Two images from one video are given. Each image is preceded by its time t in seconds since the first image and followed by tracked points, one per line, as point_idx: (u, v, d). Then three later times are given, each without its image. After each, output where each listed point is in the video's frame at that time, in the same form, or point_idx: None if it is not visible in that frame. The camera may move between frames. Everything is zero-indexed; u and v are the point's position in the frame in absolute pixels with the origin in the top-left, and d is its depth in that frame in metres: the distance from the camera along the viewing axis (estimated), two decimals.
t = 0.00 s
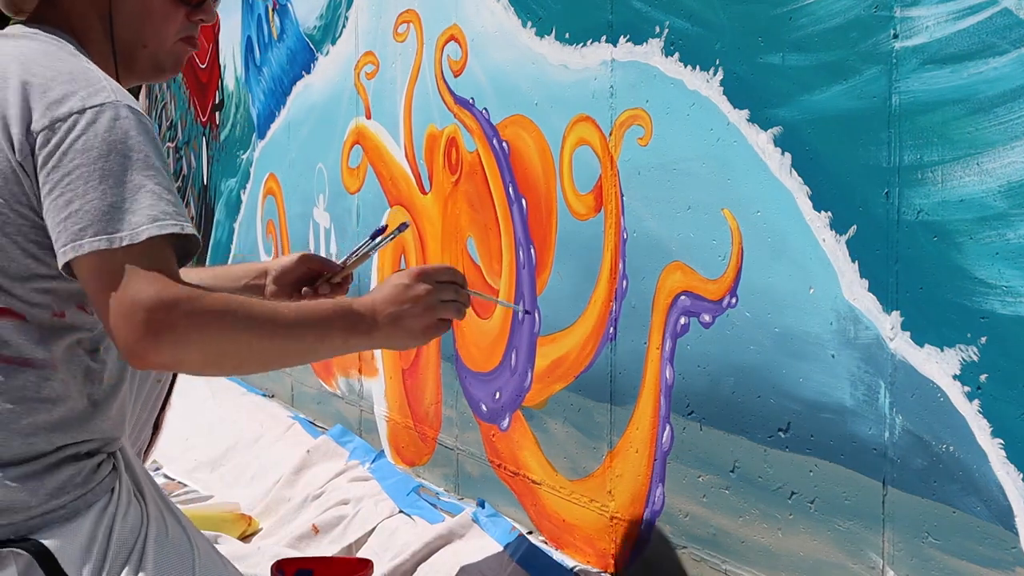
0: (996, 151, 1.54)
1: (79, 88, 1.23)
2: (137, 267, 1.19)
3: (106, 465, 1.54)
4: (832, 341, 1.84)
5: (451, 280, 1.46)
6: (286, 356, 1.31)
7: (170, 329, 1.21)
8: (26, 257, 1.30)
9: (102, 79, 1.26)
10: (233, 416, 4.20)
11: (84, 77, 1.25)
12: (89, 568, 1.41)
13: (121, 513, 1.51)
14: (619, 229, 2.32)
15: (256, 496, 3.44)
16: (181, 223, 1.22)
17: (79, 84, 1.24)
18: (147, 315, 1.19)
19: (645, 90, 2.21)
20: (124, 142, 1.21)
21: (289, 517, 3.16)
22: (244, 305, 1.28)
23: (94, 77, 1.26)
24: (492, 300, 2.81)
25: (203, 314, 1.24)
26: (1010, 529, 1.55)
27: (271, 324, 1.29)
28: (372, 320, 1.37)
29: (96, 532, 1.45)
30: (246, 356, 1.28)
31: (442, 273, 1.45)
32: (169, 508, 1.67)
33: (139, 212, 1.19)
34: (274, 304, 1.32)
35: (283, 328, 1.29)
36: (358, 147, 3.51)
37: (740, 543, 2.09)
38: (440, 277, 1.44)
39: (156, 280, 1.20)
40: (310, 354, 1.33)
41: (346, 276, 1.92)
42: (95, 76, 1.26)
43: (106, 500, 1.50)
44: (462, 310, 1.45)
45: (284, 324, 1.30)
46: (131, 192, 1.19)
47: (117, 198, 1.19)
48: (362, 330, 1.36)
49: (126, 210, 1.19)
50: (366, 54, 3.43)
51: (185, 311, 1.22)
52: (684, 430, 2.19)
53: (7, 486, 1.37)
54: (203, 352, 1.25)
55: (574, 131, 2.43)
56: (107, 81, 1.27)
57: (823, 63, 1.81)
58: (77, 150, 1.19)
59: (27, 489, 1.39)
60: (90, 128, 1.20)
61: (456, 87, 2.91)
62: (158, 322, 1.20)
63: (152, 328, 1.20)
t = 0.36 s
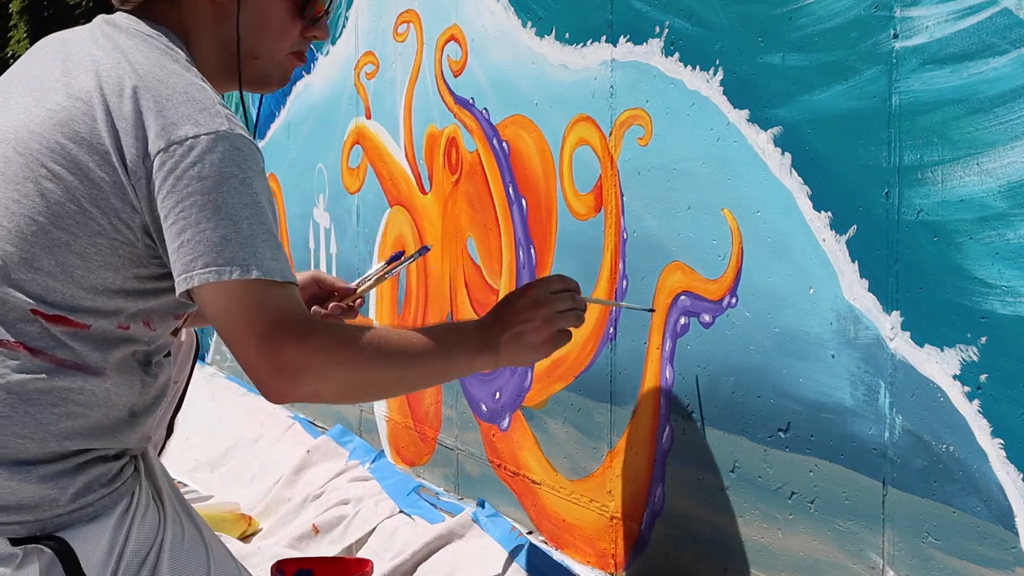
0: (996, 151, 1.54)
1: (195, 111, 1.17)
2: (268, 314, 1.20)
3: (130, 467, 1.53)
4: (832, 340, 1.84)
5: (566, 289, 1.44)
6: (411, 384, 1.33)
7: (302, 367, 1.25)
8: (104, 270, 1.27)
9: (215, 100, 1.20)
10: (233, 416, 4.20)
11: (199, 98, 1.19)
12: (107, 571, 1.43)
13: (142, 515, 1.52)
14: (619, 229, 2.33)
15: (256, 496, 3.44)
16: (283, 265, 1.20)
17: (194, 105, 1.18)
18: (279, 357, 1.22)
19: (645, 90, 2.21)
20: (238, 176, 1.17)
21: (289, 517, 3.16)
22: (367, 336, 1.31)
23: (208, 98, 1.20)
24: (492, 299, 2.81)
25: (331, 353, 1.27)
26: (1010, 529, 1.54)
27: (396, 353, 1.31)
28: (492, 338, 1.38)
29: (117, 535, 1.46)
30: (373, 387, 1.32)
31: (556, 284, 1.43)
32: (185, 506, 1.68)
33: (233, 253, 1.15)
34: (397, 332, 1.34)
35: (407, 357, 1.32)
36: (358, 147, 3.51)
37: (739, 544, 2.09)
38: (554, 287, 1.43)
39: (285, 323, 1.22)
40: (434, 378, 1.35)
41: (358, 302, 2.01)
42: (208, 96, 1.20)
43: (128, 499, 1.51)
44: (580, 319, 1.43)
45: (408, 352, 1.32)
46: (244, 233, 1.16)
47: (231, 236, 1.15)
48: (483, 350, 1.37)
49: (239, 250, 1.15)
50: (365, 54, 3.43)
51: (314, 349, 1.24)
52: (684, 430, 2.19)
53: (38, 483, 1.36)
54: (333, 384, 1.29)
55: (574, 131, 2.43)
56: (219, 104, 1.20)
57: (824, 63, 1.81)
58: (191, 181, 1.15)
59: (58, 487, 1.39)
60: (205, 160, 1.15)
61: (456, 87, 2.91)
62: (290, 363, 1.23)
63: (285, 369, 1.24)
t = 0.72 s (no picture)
0: (996, 151, 1.54)
1: (216, 135, 1.18)
2: (294, 337, 1.23)
3: (125, 472, 1.53)
4: (832, 341, 1.84)
5: (584, 291, 1.44)
6: (438, 394, 1.35)
7: (331, 386, 1.27)
8: (108, 286, 1.27)
9: (235, 124, 1.20)
10: (233, 416, 4.20)
11: (219, 121, 1.19)
12: None
13: (136, 521, 1.52)
14: (619, 229, 2.33)
15: (256, 496, 3.44)
16: (305, 288, 1.22)
17: (215, 129, 1.18)
18: (308, 378, 1.25)
19: (645, 89, 2.21)
20: (258, 203, 1.18)
21: (289, 517, 3.17)
22: (391, 350, 1.33)
23: (228, 121, 1.20)
24: (492, 299, 2.81)
25: (359, 370, 1.29)
26: (1010, 529, 1.54)
27: (421, 365, 1.34)
28: (514, 342, 1.38)
29: (111, 541, 1.46)
30: (402, 400, 1.34)
31: (574, 286, 1.44)
32: (178, 508, 1.68)
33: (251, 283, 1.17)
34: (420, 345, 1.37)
35: (432, 368, 1.34)
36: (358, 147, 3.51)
37: (740, 544, 2.09)
38: (573, 291, 1.43)
39: (311, 343, 1.24)
40: (460, 386, 1.37)
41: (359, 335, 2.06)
42: (228, 119, 1.20)
43: (123, 504, 1.51)
44: (599, 319, 1.43)
45: (432, 363, 1.34)
46: (263, 261, 1.18)
47: (249, 264, 1.17)
48: (506, 355, 1.38)
49: (258, 278, 1.18)
50: (365, 54, 3.43)
51: (341, 367, 1.27)
52: (684, 431, 2.19)
53: (32, 492, 1.35)
54: (363, 401, 1.32)
55: (574, 131, 2.43)
56: (239, 127, 1.21)
57: (824, 63, 1.80)
58: (210, 208, 1.16)
59: (52, 495, 1.38)
60: (226, 188, 1.16)
61: (456, 87, 2.91)
62: (319, 382, 1.26)
63: (314, 388, 1.27)
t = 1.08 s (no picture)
0: (996, 151, 1.54)
1: (213, 135, 1.18)
2: (298, 332, 1.22)
3: (125, 471, 1.53)
4: (832, 341, 1.84)
5: (589, 287, 1.47)
6: (445, 388, 1.34)
7: (335, 381, 1.27)
8: (105, 286, 1.27)
9: (232, 123, 1.20)
10: (233, 416, 4.20)
11: (216, 120, 1.19)
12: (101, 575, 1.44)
13: (136, 519, 1.52)
14: (619, 229, 2.33)
15: (256, 496, 3.44)
16: (307, 284, 1.21)
17: (212, 129, 1.18)
18: (313, 373, 1.25)
19: (644, 90, 2.21)
20: (257, 202, 1.18)
21: (289, 517, 3.17)
22: (395, 345, 1.33)
23: (225, 120, 1.20)
24: (492, 299, 2.81)
25: (364, 364, 1.29)
26: (1010, 529, 1.54)
27: (426, 359, 1.33)
28: (519, 336, 1.40)
29: (111, 539, 1.46)
30: (409, 394, 1.33)
31: (578, 281, 1.46)
32: (178, 508, 1.68)
33: (251, 282, 1.17)
34: (424, 339, 1.36)
35: (437, 361, 1.34)
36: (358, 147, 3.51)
37: (739, 543, 2.09)
38: (579, 285, 1.46)
39: (315, 339, 1.24)
40: (466, 380, 1.37)
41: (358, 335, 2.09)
42: (224, 117, 1.20)
43: (123, 502, 1.50)
44: (605, 315, 1.44)
45: (438, 357, 1.34)
46: (263, 259, 1.18)
47: (248, 263, 1.17)
48: (511, 348, 1.38)
49: (257, 276, 1.17)
50: (365, 55, 3.44)
51: (346, 362, 1.27)
52: (685, 431, 2.19)
53: (31, 491, 1.36)
54: (369, 396, 1.31)
55: (574, 131, 2.43)
56: (236, 125, 1.21)
57: (824, 63, 1.80)
58: (209, 207, 1.16)
59: (50, 493, 1.38)
60: (223, 187, 1.16)
61: (456, 87, 2.91)
62: (324, 378, 1.26)
63: (319, 383, 1.26)
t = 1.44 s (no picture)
0: (996, 151, 1.54)
1: (211, 133, 1.18)
2: (298, 329, 1.22)
3: (125, 470, 1.53)
4: (832, 340, 1.84)
5: (591, 288, 1.47)
6: (445, 385, 1.34)
7: (335, 378, 1.27)
8: (104, 286, 1.27)
9: (231, 122, 1.20)
10: (234, 415, 4.20)
11: (214, 119, 1.19)
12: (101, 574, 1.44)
13: (137, 519, 1.51)
14: (619, 229, 2.33)
15: (256, 496, 3.44)
16: (307, 282, 1.21)
17: (210, 128, 1.18)
18: (313, 370, 1.25)
19: (644, 90, 2.21)
20: (256, 201, 1.18)
21: (289, 517, 3.17)
22: (396, 343, 1.33)
23: (224, 119, 1.20)
24: (492, 299, 2.81)
25: (364, 362, 1.29)
26: (1010, 529, 1.54)
27: (427, 356, 1.33)
28: (519, 334, 1.40)
29: (111, 539, 1.46)
30: (409, 393, 1.34)
31: (579, 281, 1.46)
32: (179, 508, 1.68)
33: (250, 279, 1.17)
34: (425, 337, 1.36)
35: (438, 360, 1.34)
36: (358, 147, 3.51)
37: (739, 544, 2.09)
38: (580, 285, 1.46)
39: (315, 336, 1.24)
40: (467, 378, 1.37)
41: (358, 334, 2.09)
42: (223, 117, 1.20)
43: (124, 502, 1.50)
44: (606, 315, 1.44)
45: (438, 355, 1.34)
46: (263, 257, 1.18)
47: (248, 261, 1.17)
48: (511, 347, 1.38)
49: (257, 275, 1.17)
50: (365, 55, 3.44)
51: (346, 359, 1.27)
52: (684, 431, 2.19)
53: (32, 489, 1.36)
54: (369, 394, 1.31)
55: (574, 131, 2.43)
56: (234, 124, 1.21)
57: (824, 63, 1.80)
58: (208, 206, 1.16)
59: (51, 493, 1.38)
60: (222, 186, 1.16)
61: (456, 87, 2.91)
62: (324, 375, 1.26)
63: (319, 381, 1.26)
